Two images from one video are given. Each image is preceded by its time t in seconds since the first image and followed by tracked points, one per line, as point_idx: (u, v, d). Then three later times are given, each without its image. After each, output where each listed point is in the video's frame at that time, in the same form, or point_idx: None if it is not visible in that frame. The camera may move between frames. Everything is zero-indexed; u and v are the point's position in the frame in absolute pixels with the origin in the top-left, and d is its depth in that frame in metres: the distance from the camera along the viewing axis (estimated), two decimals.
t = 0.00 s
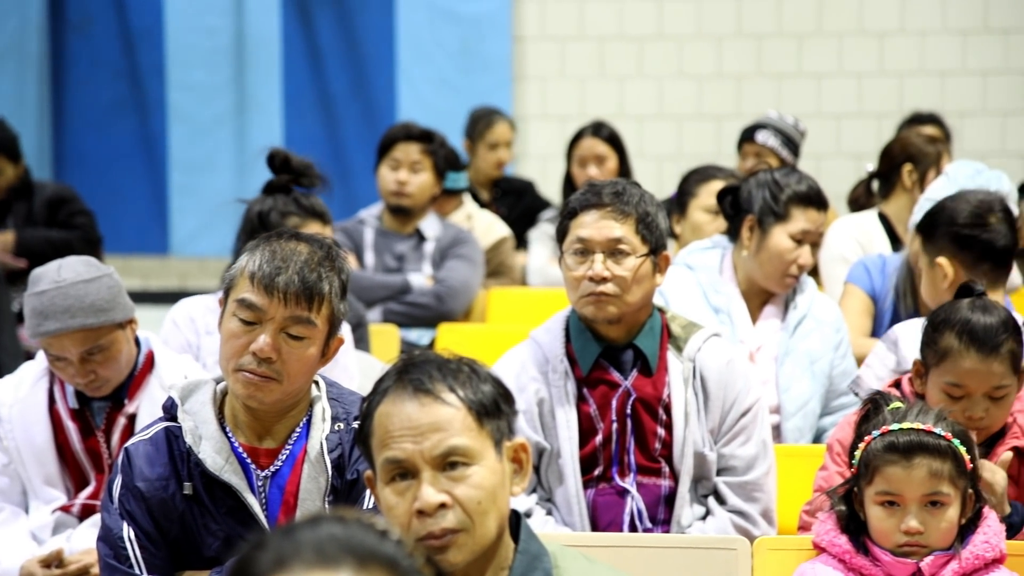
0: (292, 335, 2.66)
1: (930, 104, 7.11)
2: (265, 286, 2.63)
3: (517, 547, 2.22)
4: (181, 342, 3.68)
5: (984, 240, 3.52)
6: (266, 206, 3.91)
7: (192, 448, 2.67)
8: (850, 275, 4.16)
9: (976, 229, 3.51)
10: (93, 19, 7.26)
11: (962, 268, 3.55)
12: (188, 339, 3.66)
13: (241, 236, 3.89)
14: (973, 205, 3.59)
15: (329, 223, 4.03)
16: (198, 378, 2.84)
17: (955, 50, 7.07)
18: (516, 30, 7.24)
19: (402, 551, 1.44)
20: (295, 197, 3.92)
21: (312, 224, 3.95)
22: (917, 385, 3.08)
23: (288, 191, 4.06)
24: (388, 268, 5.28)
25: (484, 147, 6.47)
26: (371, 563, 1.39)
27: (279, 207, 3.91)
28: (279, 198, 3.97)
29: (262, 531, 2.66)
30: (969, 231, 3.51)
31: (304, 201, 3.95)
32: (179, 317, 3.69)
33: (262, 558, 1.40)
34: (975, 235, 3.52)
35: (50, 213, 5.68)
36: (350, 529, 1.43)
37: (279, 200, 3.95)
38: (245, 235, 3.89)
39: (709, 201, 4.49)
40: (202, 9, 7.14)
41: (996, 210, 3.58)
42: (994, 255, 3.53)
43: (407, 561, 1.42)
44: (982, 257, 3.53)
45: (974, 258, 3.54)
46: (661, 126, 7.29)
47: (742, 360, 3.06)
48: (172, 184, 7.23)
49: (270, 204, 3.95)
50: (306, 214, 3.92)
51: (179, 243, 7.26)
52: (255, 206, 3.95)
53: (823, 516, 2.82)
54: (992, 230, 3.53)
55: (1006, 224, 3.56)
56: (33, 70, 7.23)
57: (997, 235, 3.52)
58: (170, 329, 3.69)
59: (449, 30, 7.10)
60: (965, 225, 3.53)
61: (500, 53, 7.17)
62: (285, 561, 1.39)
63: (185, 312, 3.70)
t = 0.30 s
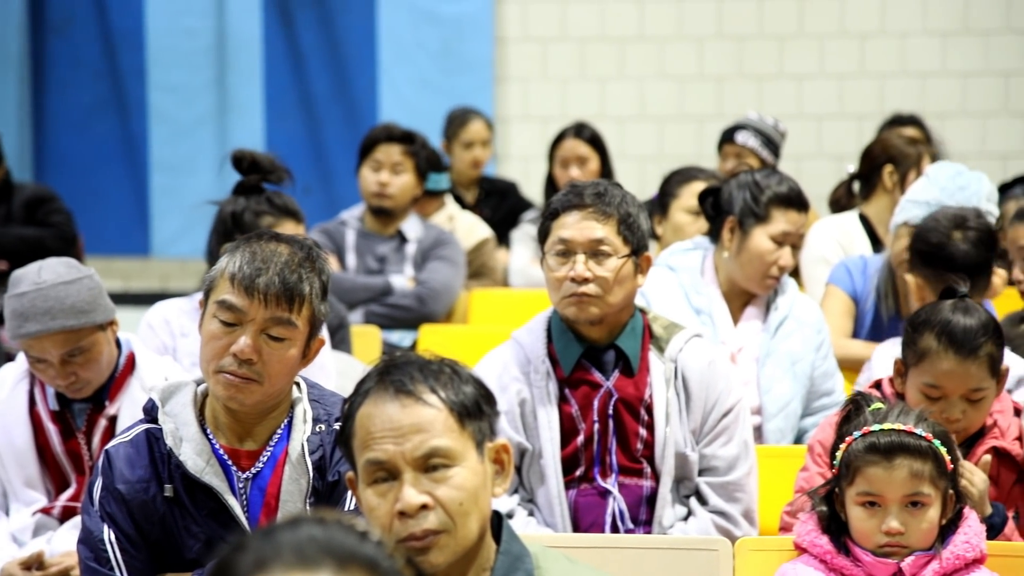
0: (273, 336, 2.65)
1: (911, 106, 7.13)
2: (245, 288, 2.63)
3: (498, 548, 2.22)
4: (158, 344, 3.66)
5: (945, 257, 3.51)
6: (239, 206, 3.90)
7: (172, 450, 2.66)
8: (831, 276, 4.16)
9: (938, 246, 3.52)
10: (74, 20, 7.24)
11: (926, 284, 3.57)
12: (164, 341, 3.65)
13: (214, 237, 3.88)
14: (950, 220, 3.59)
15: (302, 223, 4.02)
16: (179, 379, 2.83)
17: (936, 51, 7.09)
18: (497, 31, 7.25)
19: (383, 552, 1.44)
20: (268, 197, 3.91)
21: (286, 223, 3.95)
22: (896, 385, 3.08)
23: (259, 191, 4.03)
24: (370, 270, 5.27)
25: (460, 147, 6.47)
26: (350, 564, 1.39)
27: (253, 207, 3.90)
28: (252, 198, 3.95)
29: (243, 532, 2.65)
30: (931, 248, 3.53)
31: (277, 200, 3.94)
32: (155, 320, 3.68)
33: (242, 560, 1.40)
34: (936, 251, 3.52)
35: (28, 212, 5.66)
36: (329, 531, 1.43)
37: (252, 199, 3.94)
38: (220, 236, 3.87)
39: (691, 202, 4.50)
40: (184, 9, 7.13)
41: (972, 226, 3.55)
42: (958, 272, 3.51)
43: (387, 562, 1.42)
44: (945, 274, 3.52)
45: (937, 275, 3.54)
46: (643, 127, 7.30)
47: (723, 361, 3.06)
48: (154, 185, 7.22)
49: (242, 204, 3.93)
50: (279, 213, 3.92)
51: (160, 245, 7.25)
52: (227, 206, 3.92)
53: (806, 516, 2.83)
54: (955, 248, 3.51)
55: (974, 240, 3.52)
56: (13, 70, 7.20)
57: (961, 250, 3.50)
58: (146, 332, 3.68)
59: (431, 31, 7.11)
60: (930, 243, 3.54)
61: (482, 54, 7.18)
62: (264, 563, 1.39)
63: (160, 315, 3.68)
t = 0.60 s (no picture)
0: (256, 337, 2.65)
1: (894, 106, 7.15)
2: (229, 288, 2.62)
3: (483, 548, 2.22)
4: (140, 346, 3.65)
5: (863, 249, 3.52)
6: (219, 207, 3.89)
7: (156, 451, 2.66)
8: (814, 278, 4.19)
9: (856, 238, 3.53)
10: (57, 21, 7.24)
11: (843, 276, 3.58)
12: (146, 342, 3.64)
13: (195, 237, 3.87)
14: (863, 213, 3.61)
15: (283, 223, 4.02)
16: (162, 379, 2.83)
17: (919, 52, 7.11)
18: (482, 31, 7.25)
19: (367, 553, 1.43)
20: (248, 197, 3.91)
21: (266, 224, 3.94)
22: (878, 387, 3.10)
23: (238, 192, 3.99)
24: (354, 271, 5.27)
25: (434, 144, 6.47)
26: (336, 565, 1.39)
27: (233, 207, 3.89)
28: (231, 198, 3.95)
29: (227, 533, 2.65)
30: (846, 241, 3.54)
31: (257, 201, 3.93)
32: (137, 322, 3.67)
33: (226, 561, 1.40)
34: (852, 243, 3.53)
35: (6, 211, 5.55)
36: (314, 531, 1.43)
37: (233, 200, 3.94)
38: (201, 237, 3.86)
39: (675, 202, 4.50)
40: (167, 9, 7.12)
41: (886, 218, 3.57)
42: (871, 263, 3.52)
43: (371, 562, 1.42)
44: (861, 267, 3.53)
45: (853, 267, 3.55)
46: (627, 127, 7.31)
47: (707, 361, 3.07)
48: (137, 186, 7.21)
49: (222, 205, 3.92)
50: (260, 213, 3.92)
51: (143, 246, 7.23)
52: (207, 207, 3.91)
53: (789, 517, 2.84)
54: (872, 239, 3.52)
55: (889, 233, 3.53)
56: None
57: (876, 242, 3.51)
58: (128, 333, 3.67)
59: (415, 31, 7.11)
60: (846, 235, 3.55)
61: (466, 54, 7.18)
62: (249, 563, 1.39)
63: (142, 316, 3.67)
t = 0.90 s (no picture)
0: (240, 337, 2.65)
1: (878, 106, 7.17)
2: (212, 289, 2.62)
3: (467, 548, 2.22)
4: (123, 346, 3.65)
5: (811, 260, 3.50)
6: (204, 207, 3.88)
7: (140, 452, 2.65)
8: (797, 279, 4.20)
9: (804, 250, 3.51)
10: (40, 20, 7.19)
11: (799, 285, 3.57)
12: (130, 342, 3.63)
13: (180, 237, 3.87)
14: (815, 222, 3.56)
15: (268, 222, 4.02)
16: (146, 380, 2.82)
17: (903, 52, 7.13)
18: (466, 31, 7.25)
19: (352, 552, 1.44)
20: (234, 197, 3.90)
21: (252, 223, 3.94)
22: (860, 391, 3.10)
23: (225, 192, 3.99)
24: (338, 271, 5.26)
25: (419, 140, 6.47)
26: (320, 564, 1.39)
27: (219, 207, 3.89)
28: (217, 198, 3.95)
29: (211, 533, 2.65)
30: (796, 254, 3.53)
31: (243, 200, 3.93)
32: (121, 321, 3.66)
33: (210, 560, 1.40)
34: (802, 253, 3.52)
35: None
36: (298, 531, 1.42)
37: (218, 200, 3.93)
38: (185, 237, 3.86)
39: (659, 202, 4.50)
40: (151, 9, 7.11)
41: (839, 227, 3.51)
42: (820, 273, 3.49)
43: (355, 561, 1.42)
44: (813, 277, 3.50)
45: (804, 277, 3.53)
46: (611, 127, 7.31)
47: (692, 361, 3.07)
48: (120, 186, 7.19)
49: (208, 205, 3.92)
50: (246, 213, 3.92)
51: (127, 245, 7.22)
52: (192, 207, 3.90)
53: (772, 516, 2.84)
54: (819, 250, 3.49)
55: (836, 246, 3.48)
56: None
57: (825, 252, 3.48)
58: (112, 333, 3.67)
59: (400, 32, 7.13)
60: (795, 245, 3.54)
61: (451, 54, 7.18)
62: (233, 563, 1.38)
63: (126, 315, 3.67)
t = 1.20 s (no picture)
0: (226, 337, 2.64)
1: (864, 105, 7.17)
2: (198, 288, 2.61)
3: (453, 547, 2.22)
4: (107, 345, 3.64)
5: (851, 266, 3.51)
6: (188, 206, 3.88)
7: (124, 451, 2.65)
8: (783, 276, 4.19)
9: (843, 256, 3.52)
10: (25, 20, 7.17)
11: (830, 286, 3.59)
12: (114, 340, 3.63)
13: (163, 236, 3.87)
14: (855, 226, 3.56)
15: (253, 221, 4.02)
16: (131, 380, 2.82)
17: (888, 52, 7.14)
18: (451, 31, 7.25)
19: (337, 552, 1.44)
20: (218, 196, 3.90)
21: (236, 222, 3.94)
22: (848, 387, 3.10)
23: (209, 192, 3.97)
24: (324, 271, 5.26)
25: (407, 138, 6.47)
26: (304, 564, 1.39)
27: (202, 207, 3.88)
28: (201, 197, 3.94)
29: (195, 533, 2.64)
30: (837, 256, 3.53)
31: (227, 199, 3.92)
32: (106, 320, 3.66)
33: (195, 560, 1.40)
34: (840, 259, 3.53)
35: None
36: (282, 531, 1.42)
37: (201, 199, 3.93)
38: (169, 237, 3.86)
39: (644, 201, 4.51)
40: (136, 7, 7.11)
41: (877, 234, 3.53)
42: (856, 279, 3.52)
43: (340, 562, 1.42)
44: (848, 283, 3.53)
45: (838, 282, 3.55)
46: (596, 126, 7.32)
47: (677, 360, 3.07)
48: (105, 185, 7.19)
49: (192, 204, 3.91)
50: (229, 212, 3.91)
51: (112, 245, 7.22)
52: (176, 206, 3.89)
53: (758, 515, 2.84)
54: (860, 258, 3.51)
55: (878, 252, 3.51)
56: None
57: (864, 259, 3.50)
58: (96, 332, 3.66)
59: (384, 30, 7.11)
60: (835, 251, 3.53)
61: (436, 53, 7.19)
62: (217, 564, 1.38)
63: (111, 315, 3.67)
